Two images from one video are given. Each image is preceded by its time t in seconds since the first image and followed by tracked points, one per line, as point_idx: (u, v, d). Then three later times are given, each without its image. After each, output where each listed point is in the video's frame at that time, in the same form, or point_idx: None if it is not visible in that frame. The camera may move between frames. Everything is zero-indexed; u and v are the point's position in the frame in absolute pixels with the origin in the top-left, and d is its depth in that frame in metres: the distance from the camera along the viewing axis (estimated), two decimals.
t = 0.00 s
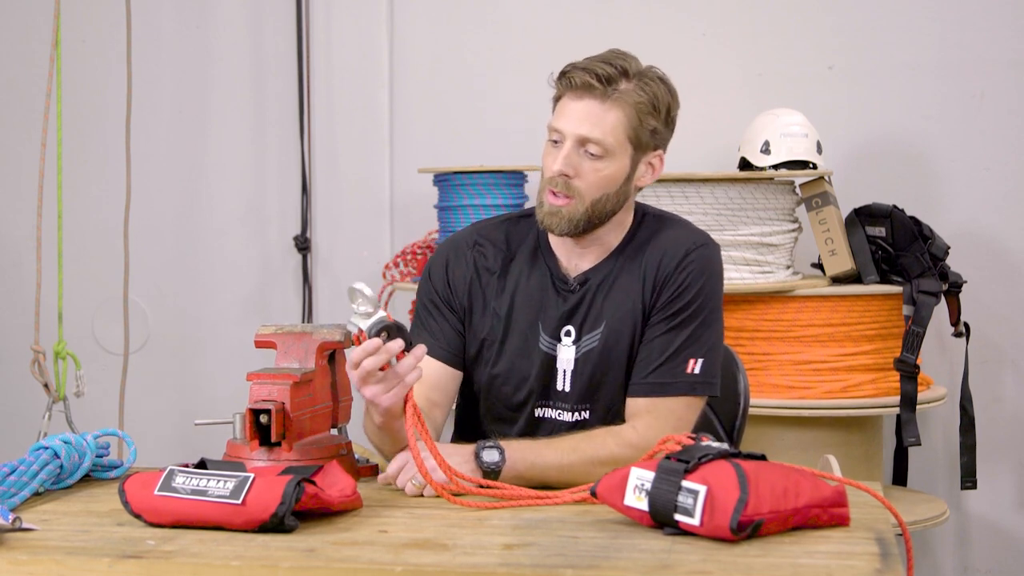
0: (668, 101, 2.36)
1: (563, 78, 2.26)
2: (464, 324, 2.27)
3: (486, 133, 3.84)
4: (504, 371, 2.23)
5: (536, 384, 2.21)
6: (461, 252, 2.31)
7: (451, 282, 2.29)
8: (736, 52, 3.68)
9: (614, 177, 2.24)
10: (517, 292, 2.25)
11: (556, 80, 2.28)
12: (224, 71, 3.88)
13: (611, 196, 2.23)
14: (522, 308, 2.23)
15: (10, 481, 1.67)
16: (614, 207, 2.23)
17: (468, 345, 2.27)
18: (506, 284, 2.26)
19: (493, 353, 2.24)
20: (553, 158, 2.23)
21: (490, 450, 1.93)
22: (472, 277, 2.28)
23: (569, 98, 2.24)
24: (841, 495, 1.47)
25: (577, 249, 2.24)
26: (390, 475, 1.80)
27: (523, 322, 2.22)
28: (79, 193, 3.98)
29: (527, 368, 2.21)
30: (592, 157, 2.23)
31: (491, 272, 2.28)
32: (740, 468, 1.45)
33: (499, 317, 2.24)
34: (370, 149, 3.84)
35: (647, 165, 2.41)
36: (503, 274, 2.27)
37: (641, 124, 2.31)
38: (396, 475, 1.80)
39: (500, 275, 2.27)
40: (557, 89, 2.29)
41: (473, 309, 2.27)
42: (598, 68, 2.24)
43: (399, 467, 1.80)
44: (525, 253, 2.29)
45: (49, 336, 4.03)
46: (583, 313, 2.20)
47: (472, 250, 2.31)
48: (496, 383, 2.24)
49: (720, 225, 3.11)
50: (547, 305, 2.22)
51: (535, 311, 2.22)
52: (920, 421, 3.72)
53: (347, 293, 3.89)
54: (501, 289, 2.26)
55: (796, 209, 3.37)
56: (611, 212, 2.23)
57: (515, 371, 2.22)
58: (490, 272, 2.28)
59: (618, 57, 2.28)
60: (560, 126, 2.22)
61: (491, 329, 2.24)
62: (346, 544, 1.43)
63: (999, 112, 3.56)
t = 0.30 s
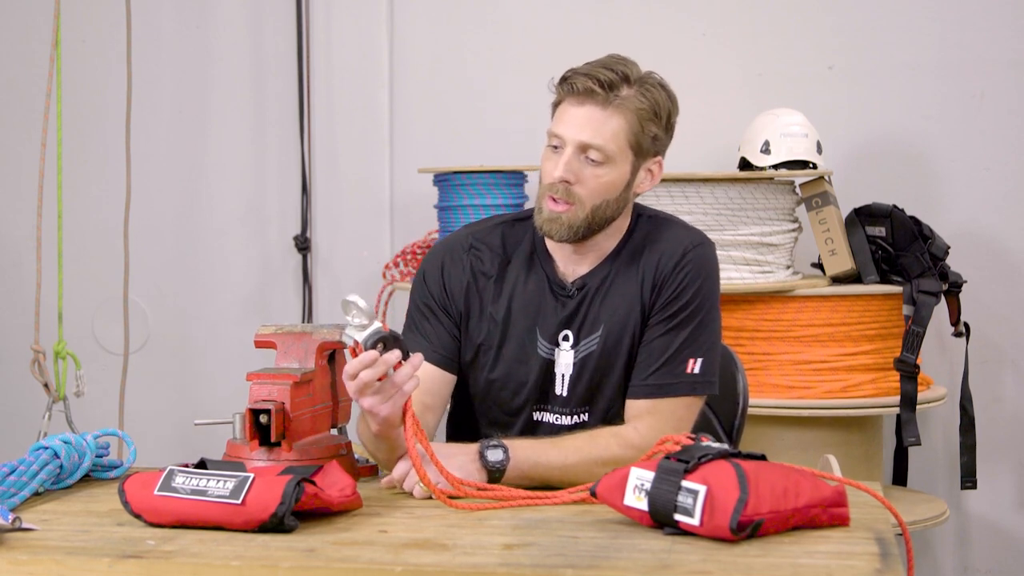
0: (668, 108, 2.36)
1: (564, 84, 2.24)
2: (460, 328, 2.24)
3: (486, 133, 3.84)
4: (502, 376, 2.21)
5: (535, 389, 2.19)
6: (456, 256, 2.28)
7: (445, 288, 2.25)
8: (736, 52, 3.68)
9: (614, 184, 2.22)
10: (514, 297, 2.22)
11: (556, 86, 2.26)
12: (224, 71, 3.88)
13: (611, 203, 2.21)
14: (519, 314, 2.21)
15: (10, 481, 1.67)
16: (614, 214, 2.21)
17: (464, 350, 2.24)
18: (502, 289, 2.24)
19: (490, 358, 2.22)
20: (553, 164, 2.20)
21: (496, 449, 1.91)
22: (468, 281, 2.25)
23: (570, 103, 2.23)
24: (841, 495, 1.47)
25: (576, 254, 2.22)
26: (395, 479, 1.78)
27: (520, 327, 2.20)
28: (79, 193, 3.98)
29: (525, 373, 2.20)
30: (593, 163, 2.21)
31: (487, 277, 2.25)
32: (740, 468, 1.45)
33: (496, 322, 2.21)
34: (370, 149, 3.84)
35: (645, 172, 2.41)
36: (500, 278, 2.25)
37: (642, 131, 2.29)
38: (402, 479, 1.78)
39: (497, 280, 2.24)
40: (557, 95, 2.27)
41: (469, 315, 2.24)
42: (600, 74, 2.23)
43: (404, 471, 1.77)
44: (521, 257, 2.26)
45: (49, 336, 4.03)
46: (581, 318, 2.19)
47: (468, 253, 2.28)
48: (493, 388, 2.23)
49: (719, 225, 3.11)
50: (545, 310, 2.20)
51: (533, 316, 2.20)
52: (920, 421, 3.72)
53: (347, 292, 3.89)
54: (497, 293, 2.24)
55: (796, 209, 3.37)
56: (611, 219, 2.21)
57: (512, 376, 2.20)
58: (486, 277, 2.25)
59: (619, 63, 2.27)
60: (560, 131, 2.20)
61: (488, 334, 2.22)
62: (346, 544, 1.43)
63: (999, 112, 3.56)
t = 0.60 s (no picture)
0: (672, 112, 2.35)
1: (569, 87, 2.23)
2: (462, 330, 2.23)
3: (486, 133, 3.83)
4: (503, 380, 2.20)
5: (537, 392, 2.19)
6: (459, 257, 2.27)
7: (446, 290, 2.24)
8: (736, 52, 3.68)
9: (618, 189, 2.20)
10: (517, 300, 2.21)
11: (560, 89, 2.25)
12: (224, 71, 3.88)
13: (615, 207, 2.20)
14: (520, 317, 2.20)
15: (10, 481, 1.67)
16: (617, 219, 2.21)
17: (464, 352, 2.23)
18: (504, 293, 2.22)
19: (491, 362, 2.21)
20: (558, 168, 2.19)
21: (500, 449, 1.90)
22: (471, 283, 2.23)
23: (574, 106, 2.21)
24: (841, 495, 1.47)
25: (579, 257, 2.21)
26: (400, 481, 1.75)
27: (522, 331, 2.19)
28: (78, 193, 3.98)
29: (527, 376, 2.19)
30: (598, 168, 2.20)
31: (488, 280, 2.24)
32: (740, 468, 1.45)
33: (498, 326, 2.20)
34: (370, 149, 3.84)
35: (648, 176, 2.40)
36: (503, 281, 2.23)
37: (647, 134, 2.28)
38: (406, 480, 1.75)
39: (499, 283, 2.23)
40: (561, 98, 2.25)
41: (470, 318, 2.22)
42: (604, 78, 2.22)
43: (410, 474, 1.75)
44: (524, 260, 2.25)
45: (49, 336, 4.03)
46: (583, 321, 2.18)
47: (471, 254, 2.26)
48: (494, 390, 2.22)
49: (719, 225, 3.11)
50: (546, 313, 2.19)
51: (536, 319, 2.19)
52: (920, 421, 3.72)
53: (348, 292, 3.89)
54: (500, 296, 2.22)
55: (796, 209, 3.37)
56: (615, 223, 2.20)
57: (514, 379, 2.20)
58: (488, 280, 2.24)
59: (623, 66, 2.25)
60: (564, 135, 2.19)
61: (490, 336, 2.21)
62: (346, 544, 1.43)
63: (999, 112, 3.56)
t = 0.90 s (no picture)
0: (677, 116, 2.32)
1: (577, 94, 2.19)
2: (464, 339, 2.22)
3: (486, 133, 3.83)
4: (507, 386, 2.20)
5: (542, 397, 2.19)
6: (460, 266, 2.25)
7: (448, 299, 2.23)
8: (736, 52, 3.68)
9: (630, 194, 2.18)
10: (519, 307, 2.20)
11: (568, 95, 2.21)
12: (224, 71, 3.87)
13: (625, 213, 2.17)
14: (524, 324, 2.19)
15: (10, 481, 1.67)
16: (626, 225, 2.19)
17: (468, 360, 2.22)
18: (506, 300, 2.21)
19: (495, 368, 2.20)
20: (569, 176, 2.15)
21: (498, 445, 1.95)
22: (471, 292, 2.22)
23: (584, 113, 2.17)
24: (841, 495, 1.47)
25: (583, 261, 2.20)
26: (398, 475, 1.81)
27: (526, 336, 2.19)
28: (78, 193, 3.98)
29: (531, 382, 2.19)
30: (610, 175, 2.16)
31: (491, 287, 2.23)
32: (740, 468, 1.45)
33: (501, 333, 2.19)
34: (370, 149, 3.83)
35: (653, 181, 2.37)
36: (504, 289, 2.22)
37: (657, 140, 2.25)
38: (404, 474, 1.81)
39: (501, 290, 2.22)
40: (568, 104, 2.21)
41: (474, 326, 2.21)
42: (612, 84, 2.19)
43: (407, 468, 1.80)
44: (526, 267, 2.24)
45: (49, 336, 4.03)
46: (588, 325, 2.17)
47: (471, 263, 2.25)
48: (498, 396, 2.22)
49: (719, 225, 3.11)
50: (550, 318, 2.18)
51: (539, 324, 2.19)
52: (920, 421, 3.72)
53: (348, 292, 3.88)
54: (502, 304, 2.21)
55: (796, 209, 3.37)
56: (623, 228, 2.18)
57: (518, 385, 2.19)
58: (490, 287, 2.23)
59: (628, 71, 2.22)
60: (575, 141, 2.14)
61: (492, 344, 2.20)
62: (346, 544, 1.43)
63: (999, 112, 3.56)
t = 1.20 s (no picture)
0: (683, 116, 2.32)
1: (591, 90, 2.17)
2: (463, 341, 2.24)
3: (486, 133, 3.83)
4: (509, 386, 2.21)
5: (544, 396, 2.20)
6: (458, 270, 2.26)
7: (450, 302, 2.24)
8: (736, 52, 3.68)
9: (638, 192, 2.17)
10: (519, 308, 2.20)
11: (580, 90, 2.19)
12: (224, 71, 3.87)
13: (633, 211, 2.17)
14: (524, 325, 2.19)
15: (10, 481, 1.67)
16: (633, 222, 2.18)
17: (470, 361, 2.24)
18: (507, 302, 2.21)
19: (497, 369, 2.21)
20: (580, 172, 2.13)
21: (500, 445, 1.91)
22: (470, 295, 2.23)
23: (596, 109, 2.15)
24: (841, 495, 1.47)
25: (586, 263, 2.18)
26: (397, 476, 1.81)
27: (527, 338, 2.19)
28: (78, 193, 3.98)
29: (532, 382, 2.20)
30: (621, 172, 2.15)
31: (491, 289, 2.23)
32: (740, 468, 1.45)
33: (502, 334, 2.19)
34: (370, 149, 3.84)
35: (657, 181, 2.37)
36: (503, 291, 2.22)
37: (664, 139, 2.25)
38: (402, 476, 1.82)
39: (502, 293, 2.22)
40: (580, 100, 2.19)
41: (475, 328, 2.22)
42: (626, 82, 2.17)
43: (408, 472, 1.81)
44: (526, 268, 2.24)
45: (49, 336, 4.03)
46: (589, 326, 2.17)
47: (470, 266, 2.25)
48: (500, 396, 2.23)
49: (719, 224, 3.11)
50: (551, 319, 2.18)
51: (539, 325, 2.18)
52: (919, 421, 3.72)
53: (348, 291, 3.89)
54: (501, 306, 2.22)
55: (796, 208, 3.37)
56: (631, 226, 2.18)
57: (518, 385, 2.21)
58: (490, 290, 2.23)
59: (641, 69, 2.21)
60: (587, 137, 2.13)
61: (492, 346, 2.20)
62: (347, 544, 1.43)
63: (999, 112, 3.57)
